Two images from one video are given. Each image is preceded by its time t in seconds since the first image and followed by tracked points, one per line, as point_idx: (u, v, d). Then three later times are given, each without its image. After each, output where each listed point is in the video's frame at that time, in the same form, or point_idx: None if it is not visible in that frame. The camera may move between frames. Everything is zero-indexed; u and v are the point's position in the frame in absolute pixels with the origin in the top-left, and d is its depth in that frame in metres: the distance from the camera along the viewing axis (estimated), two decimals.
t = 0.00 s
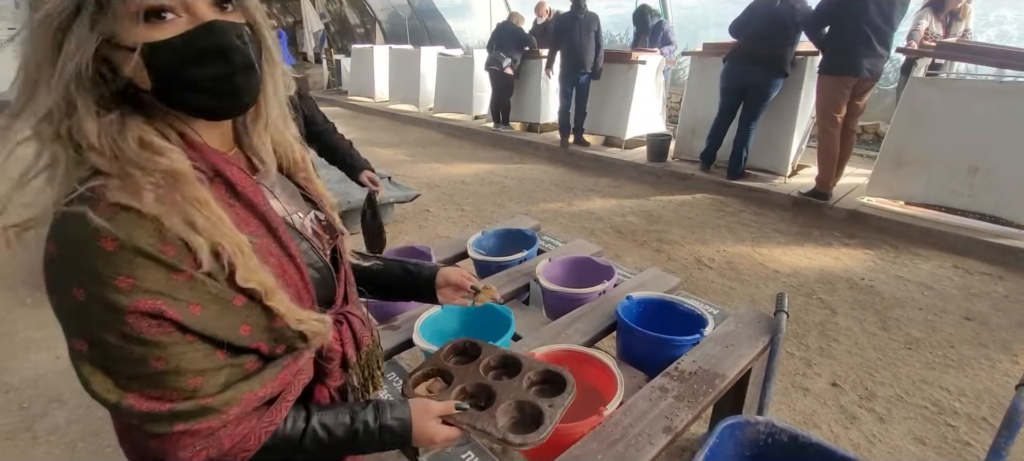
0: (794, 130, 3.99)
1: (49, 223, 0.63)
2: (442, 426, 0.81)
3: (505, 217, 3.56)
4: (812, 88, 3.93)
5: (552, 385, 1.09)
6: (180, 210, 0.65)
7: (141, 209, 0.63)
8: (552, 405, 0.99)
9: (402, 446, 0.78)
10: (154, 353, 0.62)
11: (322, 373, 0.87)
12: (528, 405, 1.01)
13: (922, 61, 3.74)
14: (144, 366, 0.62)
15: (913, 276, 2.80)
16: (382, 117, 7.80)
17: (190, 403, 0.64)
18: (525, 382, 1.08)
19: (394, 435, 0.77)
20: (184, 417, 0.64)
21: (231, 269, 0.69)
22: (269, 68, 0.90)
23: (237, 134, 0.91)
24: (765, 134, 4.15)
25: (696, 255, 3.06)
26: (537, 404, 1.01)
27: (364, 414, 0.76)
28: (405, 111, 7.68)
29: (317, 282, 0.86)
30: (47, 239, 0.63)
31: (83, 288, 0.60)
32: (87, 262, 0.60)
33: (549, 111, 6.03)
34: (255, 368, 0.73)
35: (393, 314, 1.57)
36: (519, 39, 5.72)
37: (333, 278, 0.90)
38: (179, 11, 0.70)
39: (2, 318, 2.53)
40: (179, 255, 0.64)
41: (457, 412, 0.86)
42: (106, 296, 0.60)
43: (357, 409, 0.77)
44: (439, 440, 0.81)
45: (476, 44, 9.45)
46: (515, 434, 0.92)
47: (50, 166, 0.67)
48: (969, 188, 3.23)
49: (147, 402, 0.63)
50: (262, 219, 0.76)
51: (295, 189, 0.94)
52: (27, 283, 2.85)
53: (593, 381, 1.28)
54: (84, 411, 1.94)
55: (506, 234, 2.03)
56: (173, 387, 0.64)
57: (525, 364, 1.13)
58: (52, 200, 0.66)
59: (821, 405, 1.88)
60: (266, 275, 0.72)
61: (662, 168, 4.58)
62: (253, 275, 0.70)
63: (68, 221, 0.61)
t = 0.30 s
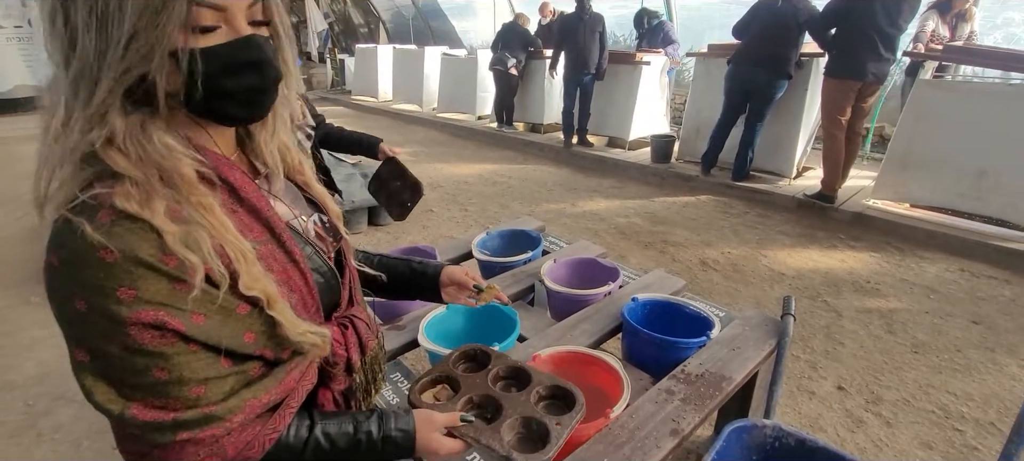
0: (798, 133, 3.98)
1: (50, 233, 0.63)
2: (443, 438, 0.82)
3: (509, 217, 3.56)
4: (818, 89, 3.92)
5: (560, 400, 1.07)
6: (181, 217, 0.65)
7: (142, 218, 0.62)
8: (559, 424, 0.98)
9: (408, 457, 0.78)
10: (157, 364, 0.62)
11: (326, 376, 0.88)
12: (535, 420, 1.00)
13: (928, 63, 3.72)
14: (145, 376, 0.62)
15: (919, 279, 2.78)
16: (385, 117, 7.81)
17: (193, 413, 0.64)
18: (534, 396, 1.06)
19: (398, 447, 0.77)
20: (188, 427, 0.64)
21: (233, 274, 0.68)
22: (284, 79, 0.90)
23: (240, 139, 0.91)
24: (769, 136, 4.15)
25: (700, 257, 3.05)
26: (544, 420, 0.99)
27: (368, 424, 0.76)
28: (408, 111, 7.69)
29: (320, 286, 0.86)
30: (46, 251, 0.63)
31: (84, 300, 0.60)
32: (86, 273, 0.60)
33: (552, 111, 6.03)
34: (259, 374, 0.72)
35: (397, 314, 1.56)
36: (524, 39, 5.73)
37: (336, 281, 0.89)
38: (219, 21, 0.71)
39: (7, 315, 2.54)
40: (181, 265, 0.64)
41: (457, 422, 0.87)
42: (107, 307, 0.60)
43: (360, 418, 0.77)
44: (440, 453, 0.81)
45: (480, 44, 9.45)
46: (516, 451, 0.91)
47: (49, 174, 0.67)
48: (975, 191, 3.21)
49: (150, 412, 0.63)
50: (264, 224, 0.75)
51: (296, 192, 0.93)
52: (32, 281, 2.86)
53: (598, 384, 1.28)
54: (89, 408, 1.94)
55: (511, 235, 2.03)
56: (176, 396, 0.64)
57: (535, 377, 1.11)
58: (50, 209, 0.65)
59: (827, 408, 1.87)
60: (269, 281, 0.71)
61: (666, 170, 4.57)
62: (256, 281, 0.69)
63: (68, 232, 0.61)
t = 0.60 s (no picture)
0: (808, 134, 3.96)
1: (97, 230, 0.61)
2: (479, 408, 0.87)
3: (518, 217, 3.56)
4: (829, 90, 3.90)
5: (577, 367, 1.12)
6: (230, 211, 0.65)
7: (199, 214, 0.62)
8: (581, 384, 1.03)
9: (448, 429, 0.83)
10: (214, 360, 0.63)
11: (358, 368, 0.88)
12: (558, 384, 1.04)
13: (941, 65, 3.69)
14: (201, 374, 0.62)
15: (932, 282, 2.76)
16: (392, 116, 7.83)
17: (249, 407, 0.65)
18: (550, 362, 1.11)
19: (438, 419, 0.82)
20: (245, 421, 0.65)
21: (280, 268, 0.69)
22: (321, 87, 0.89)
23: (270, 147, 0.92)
24: (778, 138, 4.13)
25: (709, 258, 3.04)
26: (566, 383, 1.04)
27: (408, 401, 0.80)
28: (415, 110, 7.71)
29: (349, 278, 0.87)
30: (92, 248, 0.62)
31: (142, 300, 0.60)
32: (143, 272, 0.59)
33: (560, 111, 6.03)
34: (301, 367, 0.73)
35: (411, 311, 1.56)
36: (535, 40, 5.73)
37: (362, 273, 0.91)
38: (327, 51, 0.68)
39: (22, 310, 2.57)
40: (233, 260, 0.64)
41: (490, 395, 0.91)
42: (166, 306, 0.60)
43: (399, 397, 0.80)
44: (479, 423, 0.86)
45: (488, 44, 9.46)
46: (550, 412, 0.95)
47: (96, 172, 0.65)
48: (989, 193, 3.19)
49: (207, 408, 0.63)
50: (299, 218, 0.76)
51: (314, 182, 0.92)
52: (46, 276, 2.89)
53: (613, 382, 1.28)
54: (103, 402, 1.96)
55: (523, 234, 2.03)
56: (231, 392, 0.64)
57: (547, 346, 1.16)
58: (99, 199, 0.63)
59: (840, 411, 1.86)
60: (311, 276, 0.72)
61: (674, 170, 4.56)
62: (300, 277, 0.70)
63: (124, 230, 0.59)
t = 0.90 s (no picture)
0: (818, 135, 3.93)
1: (123, 219, 0.61)
2: (489, 393, 0.87)
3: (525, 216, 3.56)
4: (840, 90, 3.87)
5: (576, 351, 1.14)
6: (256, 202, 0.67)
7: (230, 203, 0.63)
8: (583, 366, 1.05)
9: (460, 414, 0.84)
10: (241, 348, 0.63)
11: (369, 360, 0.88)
12: (561, 367, 1.05)
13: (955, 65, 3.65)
14: (228, 363, 0.62)
15: (943, 285, 2.73)
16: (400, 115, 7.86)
17: (274, 396, 0.66)
18: (550, 347, 1.13)
19: (451, 406, 0.82)
20: (271, 411, 0.65)
21: (303, 258, 0.70)
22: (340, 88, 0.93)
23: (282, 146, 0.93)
24: (787, 138, 4.11)
25: (717, 258, 3.03)
26: (570, 366, 1.05)
27: (422, 389, 0.80)
28: (423, 109, 7.74)
29: (362, 271, 0.88)
30: (116, 237, 0.61)
31: (173, 288, 0.59)
32: (174, 261, 0.59)
33: (567, 111, 6.02)
34: (319, 358, 0.74)
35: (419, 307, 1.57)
36: (542, 39, 5.75)
37: (373, 267, 0.92)
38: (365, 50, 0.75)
39: (35, 303, 2.61)
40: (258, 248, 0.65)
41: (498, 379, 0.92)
42: (195, 294, 0.60)
43: (413, 384, 0.81)
44: (488, 406, 0.86)
45: (496, 43, 9.46)
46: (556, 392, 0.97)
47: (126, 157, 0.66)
48: (1002, 196, 3.15)
49: (233, 398, 0.63)
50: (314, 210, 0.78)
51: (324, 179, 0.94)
52: (59, 270, 2.94)
53: (621, 380, 1.28)
54: (113, 395, 1.98)
55: (531, 232, 2.03)
56: (256, 381, 0.65)
57: (547, 333, 1.17)
58: (126, 190, 0.62)
59: (849, 414, 1.84)
60: (329, 268, 0.74)
61: (682, 170, 4.54)
62: (320, 268, 0.72)
63: (154, 218, 0.59)
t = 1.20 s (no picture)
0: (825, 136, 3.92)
1: (132, 213, 0.62)
2: (483, 393, 0.92)
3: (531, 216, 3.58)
4: (847, 91, 3.85)
5: (573, 356, 1.17)
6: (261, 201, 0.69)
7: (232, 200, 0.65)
8: (578, 373, 1.08)
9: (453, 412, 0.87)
10: (238, 339, 0.65)
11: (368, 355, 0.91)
12: (556, 372, 1.08)
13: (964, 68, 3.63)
14: (227, 353, 0.65)
15: (950, 288, 2.72)
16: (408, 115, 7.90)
17: (271, 387, 0.68)
18: (549, 351, 1.15)
19: (444, 402, 0.85)
20: (266, 400, 0.67)
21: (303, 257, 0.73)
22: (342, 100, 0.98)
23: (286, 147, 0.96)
24: (794, 140, 4.09)
25: (722, 260, 3.03)
26: (565, 371, 1.08)
27: (416, 385, 0.83)
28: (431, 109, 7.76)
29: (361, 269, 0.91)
30: (124, 230, 0.63)
31: (174, 280, 0.61)
32: (176, 254, 0.61)
33: (574, 111, 6.03)
34: (315, 351, 0.77)
35: (425, 304, 1.59)
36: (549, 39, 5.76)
37: (373, 264, 0.96)
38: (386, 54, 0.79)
39: (49, 298, 2.66)
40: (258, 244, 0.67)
41: (493, 379, 0.97)
42: (197, 287, 0.62)
43: (407, 381, 0.84)
44: (482, 406, 0.91)
45: (504, 44, 9.48)
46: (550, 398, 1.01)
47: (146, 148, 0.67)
48: (1011, 199, 3.12)
49: (232, 387, 0.65)
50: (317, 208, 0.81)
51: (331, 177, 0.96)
52: (72, 266, 2.99)
53: (622, 379, 1.29)
54: (126, 388, 2.02)
55: (536, 232, 2.05)
56: (253, 371, 0.67)
57: (547, 336, 1.20)
58: (137, 186, 0.64)
59: (852, 415, 1.85)
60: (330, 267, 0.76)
61: (688, 172, 4.53)
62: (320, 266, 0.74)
63: (159, 212, 0.61)
